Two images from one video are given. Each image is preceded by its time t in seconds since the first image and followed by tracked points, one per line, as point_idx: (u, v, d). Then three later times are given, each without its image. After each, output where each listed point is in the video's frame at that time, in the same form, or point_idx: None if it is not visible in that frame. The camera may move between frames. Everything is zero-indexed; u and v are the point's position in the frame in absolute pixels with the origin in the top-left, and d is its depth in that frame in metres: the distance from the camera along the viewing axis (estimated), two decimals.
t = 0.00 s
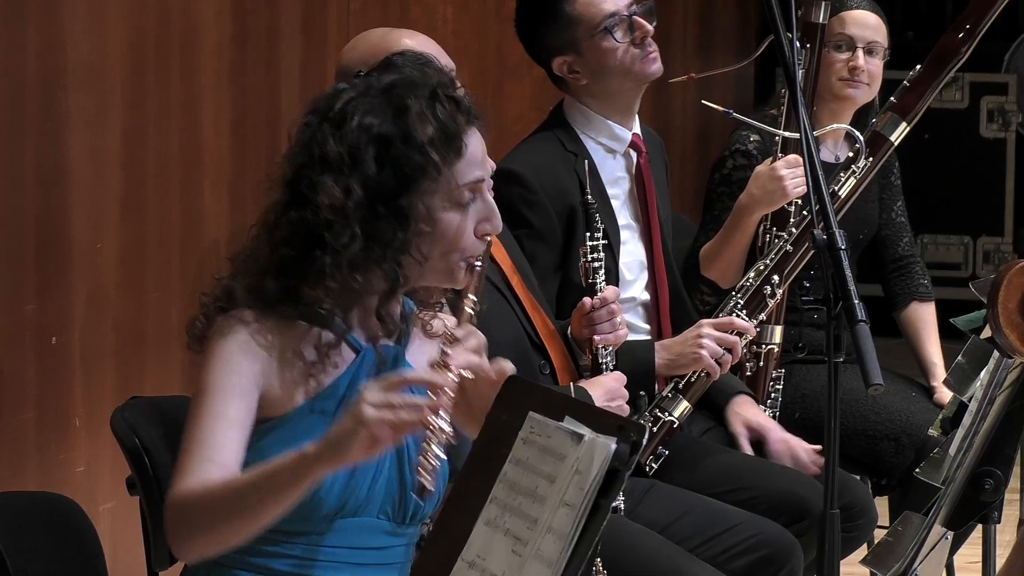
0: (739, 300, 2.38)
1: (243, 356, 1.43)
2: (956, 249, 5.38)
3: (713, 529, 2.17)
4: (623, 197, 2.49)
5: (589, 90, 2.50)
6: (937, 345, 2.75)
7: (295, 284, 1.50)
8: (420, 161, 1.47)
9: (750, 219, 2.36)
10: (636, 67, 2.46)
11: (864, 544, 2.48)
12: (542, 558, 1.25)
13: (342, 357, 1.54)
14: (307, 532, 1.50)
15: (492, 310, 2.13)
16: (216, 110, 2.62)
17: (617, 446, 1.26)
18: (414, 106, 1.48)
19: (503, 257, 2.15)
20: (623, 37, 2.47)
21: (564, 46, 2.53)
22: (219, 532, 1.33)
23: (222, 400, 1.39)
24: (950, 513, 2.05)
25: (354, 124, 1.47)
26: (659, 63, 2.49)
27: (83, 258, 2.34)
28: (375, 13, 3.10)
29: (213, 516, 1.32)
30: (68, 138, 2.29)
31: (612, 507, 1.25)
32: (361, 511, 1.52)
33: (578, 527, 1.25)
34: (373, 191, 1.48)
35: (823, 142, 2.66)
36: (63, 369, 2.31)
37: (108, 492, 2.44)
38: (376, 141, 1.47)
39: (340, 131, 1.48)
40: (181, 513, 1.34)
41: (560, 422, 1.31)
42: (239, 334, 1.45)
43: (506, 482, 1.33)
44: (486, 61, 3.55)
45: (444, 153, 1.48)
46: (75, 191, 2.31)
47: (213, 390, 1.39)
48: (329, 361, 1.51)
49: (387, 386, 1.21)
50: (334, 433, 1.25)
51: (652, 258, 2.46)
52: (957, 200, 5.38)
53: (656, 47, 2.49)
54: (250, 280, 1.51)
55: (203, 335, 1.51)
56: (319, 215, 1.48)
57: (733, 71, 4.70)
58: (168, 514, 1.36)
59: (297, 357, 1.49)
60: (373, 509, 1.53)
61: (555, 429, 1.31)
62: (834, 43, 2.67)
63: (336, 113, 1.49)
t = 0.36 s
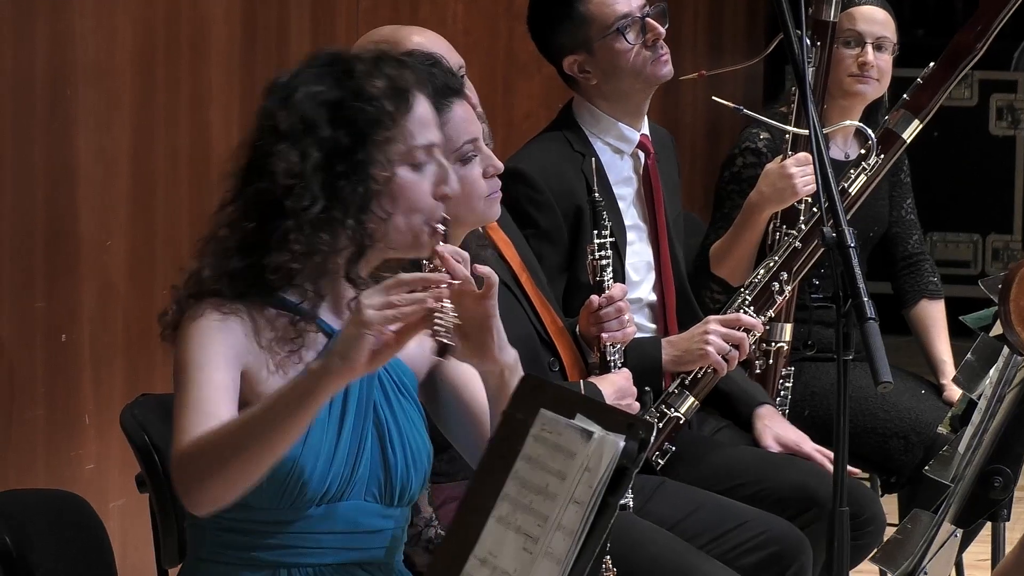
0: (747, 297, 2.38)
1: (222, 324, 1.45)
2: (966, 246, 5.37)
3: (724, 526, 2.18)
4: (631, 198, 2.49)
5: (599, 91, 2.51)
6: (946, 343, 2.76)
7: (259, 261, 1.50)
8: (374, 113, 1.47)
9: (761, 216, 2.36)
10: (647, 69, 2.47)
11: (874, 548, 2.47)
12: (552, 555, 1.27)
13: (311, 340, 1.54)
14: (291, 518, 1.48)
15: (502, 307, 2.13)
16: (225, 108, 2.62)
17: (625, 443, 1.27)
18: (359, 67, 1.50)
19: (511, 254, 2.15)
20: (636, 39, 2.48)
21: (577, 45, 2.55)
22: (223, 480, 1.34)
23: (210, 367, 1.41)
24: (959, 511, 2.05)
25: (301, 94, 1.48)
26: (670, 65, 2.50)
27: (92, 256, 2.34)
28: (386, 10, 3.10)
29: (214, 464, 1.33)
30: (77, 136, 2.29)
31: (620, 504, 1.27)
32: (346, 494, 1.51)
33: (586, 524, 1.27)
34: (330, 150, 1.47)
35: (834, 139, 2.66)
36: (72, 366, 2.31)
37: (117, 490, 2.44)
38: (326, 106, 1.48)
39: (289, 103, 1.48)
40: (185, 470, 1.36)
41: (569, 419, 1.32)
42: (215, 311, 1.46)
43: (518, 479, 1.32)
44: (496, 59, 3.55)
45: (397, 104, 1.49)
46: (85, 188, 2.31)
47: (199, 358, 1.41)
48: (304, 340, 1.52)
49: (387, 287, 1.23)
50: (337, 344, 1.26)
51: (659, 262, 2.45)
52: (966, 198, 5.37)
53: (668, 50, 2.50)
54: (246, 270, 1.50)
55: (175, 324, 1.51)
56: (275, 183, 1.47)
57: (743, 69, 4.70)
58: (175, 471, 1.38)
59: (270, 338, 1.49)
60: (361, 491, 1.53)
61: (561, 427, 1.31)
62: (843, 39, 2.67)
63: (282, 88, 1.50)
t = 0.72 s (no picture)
0: (755, 295, 2.37)
1: (229, 337, 1.44)
2: (976, 244, 5.36)
3: (733, 523, 2.18)
4: (636, 198, 2.48)
5: (605, 94, 2.50)
6: (956, 340, 2.76)
7: (245, 278, 1.50)
8: (340, 122, 1.48)
9: (770, 213, 2.37)
10: (654, 72, 2.47)
11: (884, 546, 2.47)
12: (563, 552, 1.29)
13: (303, 338, 1.53)
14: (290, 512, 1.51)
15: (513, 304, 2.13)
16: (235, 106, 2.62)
17: (631, 441, 1.26)
18: (317, 75, 1.49)
19: (521, 251, 2.15)
20: (642, 43, 2.49)
21: (583, 49, 2.55)
22: (272, 513, 1.36)
23: (229, 387, 1.41)
24: (969, 509, 2.04)
25: (262, 110, 1.47)
26: (677, 69, 2.49)
27: (102, 253, 2.35)
28: (395, 7, 3.10)
29: (266, 497, 1.35)
30: (87, 134, 2.29)
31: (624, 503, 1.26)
32: (349, 485, 1.54)
33: (592, 522, 1.27)
34: (302, 163, 1.49)
35: (843, 137, 2.67)
36: (81, 364, 2.32)
37: (126, 487, 2.44)
38: (290, 120, 1.49)
39: (251, 119, 1.47)
40: (229, 502, 1.37)
41: (594, 418, 1.31)
42: (215, 320, 1.45)
43: (548, 479, 1.34)
44: (505, 56, 3.55)
45: (359, 109, 1.50)
46: (94, 187, 2.31)
47: (218, 378, 1.41)
48: (298, 339, 1.51)
49: (441, 313, 1.30)
50: (395, 371, 1.31)
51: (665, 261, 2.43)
52: (975, 196, 5.36)
53: (674, 53, 2.50)
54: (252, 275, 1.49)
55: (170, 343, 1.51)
56: (251, 206, 1.48)
57: (752, 66, 4.69)
58: (215, 503, 1.38)
59: (265, 339, 1.49)
60: (360, 484, 1.55)
61: (586, 425, 1.31)
62: (853, 37, 2.68)
63: (238, 104, 1.48)
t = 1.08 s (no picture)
0: (763, 293, 2.38)
1: (230, 326, 1.45)
2: (985, 241, 5.33)
3: (743, 521, 2.18)
4: (641, 199, 2.47)
5: (609, 100, 2.48)
6: (965, 338, 2.76)
7: (247, 267, 1.49)
8: (348, 113, 1.49)
9: (779, 211, 2.37)
10: (658, 82, 2.47)
11: (891, 543, 2.47)
12: (573, 550, 1.29)
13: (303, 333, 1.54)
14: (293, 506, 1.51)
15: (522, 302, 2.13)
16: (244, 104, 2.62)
17: (642, 439, 1.26)
18: (325, 66, 1.50)
19: (530, 249, 2.17)
20: (647, 53, 2.47)
21: (587, 57, 2.53)
22: (280, 495, 1.36)
23: (232, 375, 1.41)
24: (978, 506, 2.05)
25: (269, 101, 1.48)
26: (681, 77, 2.49)
27: (111, 251, 2.35)
28: (404, 6, 3.10)
29: (271, 479, 1.34)
30: (97, 132, 2.29)
31: (634, 500, 1.26)
32: (353, 480, 1.54)
33: (602, 518, 1.27)
34: (308, 153, 1.49)
35: (852, 135, 2.67)
36: (91, 361, 2.32)
37: (135, 485, 2.44)
38: (298, 111, 1.49)
39: (258, 111, 1.47)
40: (233, 485, 1.37)
41: (605, 416, 1.31)
42: (216, 310, 1.46)
43: (560, 476, 1.34)
44: (514, 54, 3.55)
45: (366, 102, 1.51)
46: (104, 185, 2.32)
47: (221, 367, 1.41)
48: (298, 332, 1.52)
49: (451, 295, 1.31)
50: (404, 352, 1.32)
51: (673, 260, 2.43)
52: (983, 194, 5.34)
53: (678, 62, 2.49)
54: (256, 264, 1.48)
55: (173, 335, 1.51)
56: (258, 193, 1.47)
57: (760, 64, 4.68)
58: (219, 487, 1.38)
59: (266, 332, 1.50)
60: (363, 477, 1.55)
61: (599, 422, 1.31)
62: (861, 35, 2.69)
63: (245, 95, 1.49)
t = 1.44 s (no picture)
0: (772, 289, 2.37)
1: (229, 303, 1.46)
2: (993, 239, 5.29)
3: (750, 519, 2.18)
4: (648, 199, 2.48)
5: (618, 103, 2.47)
6: (973, 337, 2.76)
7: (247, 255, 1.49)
8: (351, 98, 1.50)
9: (787, 209, 2.37)
10: (668, 86, 2.46)
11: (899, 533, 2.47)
12: (581, 548, 1.28)
13: (305, 327, 1.53)
14: (299, 501, 1.51)
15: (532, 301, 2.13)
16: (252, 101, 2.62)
17: (650, 437, 1.26)
18: (327, 55, 1.50)
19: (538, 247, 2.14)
20: (657, 57, 2.46)
21: (596, 61, 2.51)
22: (285, 453, 1.35)
23: (231, 349, 1.42)
24: (986, 505, 2.03)
25: (273, 90, 1.48)
26: (690, 80, 2.49)
27: (119, 248, 2.35)
28: (412, 4, 3.10)
29: (270, 437, 1.34)
30: (105, 129, 2.29)
31: (642, 498, 1.25)
32: (358, 474, 1.55)
33: (610, 516, 1.26)
34: (312, 140, 1.49)
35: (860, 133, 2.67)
36: (99, 358, 2.32)
37: (144, 482, 2.45)
38: (302, 100, 1.49)
39: (263, 99, 1.48)
40: (236, 450, 1.37)
41: (614, 413, 1.31)
42: (216, 293, 1.47)
43: (568, 474, 1.34)
44: (522, 52, 3.55)
45: (370, 89, 1.51)
46: (112, 182, 2.32)
47: (220, 342, 1.42)
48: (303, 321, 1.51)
49: (450, 245, 1.30)
50: (404, 303, 1.32)
51: (680, 259, 2.43)
52: (991, 193, 5.33)
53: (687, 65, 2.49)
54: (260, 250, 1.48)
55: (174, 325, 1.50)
56: (262, 177, 1.47)
57: (769, 62, 4.67)
58: (222, 455, 1.39)
59: (267, 322, 1.48)
60: (370, 472, 1.56)
61: (608, 421, 1.31)
62: (870, 33, 2.69)
63: (247, 83, 1.49)
